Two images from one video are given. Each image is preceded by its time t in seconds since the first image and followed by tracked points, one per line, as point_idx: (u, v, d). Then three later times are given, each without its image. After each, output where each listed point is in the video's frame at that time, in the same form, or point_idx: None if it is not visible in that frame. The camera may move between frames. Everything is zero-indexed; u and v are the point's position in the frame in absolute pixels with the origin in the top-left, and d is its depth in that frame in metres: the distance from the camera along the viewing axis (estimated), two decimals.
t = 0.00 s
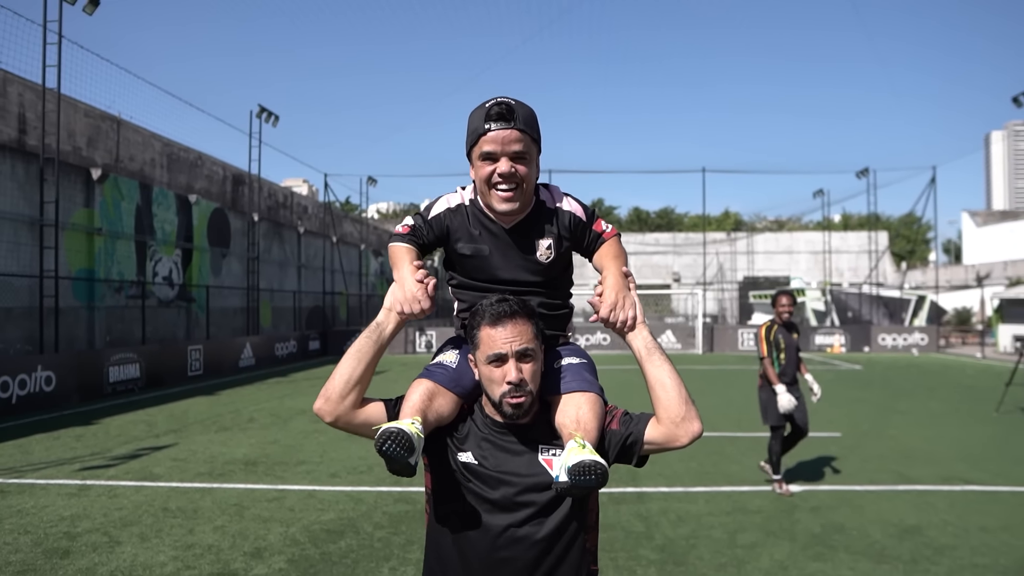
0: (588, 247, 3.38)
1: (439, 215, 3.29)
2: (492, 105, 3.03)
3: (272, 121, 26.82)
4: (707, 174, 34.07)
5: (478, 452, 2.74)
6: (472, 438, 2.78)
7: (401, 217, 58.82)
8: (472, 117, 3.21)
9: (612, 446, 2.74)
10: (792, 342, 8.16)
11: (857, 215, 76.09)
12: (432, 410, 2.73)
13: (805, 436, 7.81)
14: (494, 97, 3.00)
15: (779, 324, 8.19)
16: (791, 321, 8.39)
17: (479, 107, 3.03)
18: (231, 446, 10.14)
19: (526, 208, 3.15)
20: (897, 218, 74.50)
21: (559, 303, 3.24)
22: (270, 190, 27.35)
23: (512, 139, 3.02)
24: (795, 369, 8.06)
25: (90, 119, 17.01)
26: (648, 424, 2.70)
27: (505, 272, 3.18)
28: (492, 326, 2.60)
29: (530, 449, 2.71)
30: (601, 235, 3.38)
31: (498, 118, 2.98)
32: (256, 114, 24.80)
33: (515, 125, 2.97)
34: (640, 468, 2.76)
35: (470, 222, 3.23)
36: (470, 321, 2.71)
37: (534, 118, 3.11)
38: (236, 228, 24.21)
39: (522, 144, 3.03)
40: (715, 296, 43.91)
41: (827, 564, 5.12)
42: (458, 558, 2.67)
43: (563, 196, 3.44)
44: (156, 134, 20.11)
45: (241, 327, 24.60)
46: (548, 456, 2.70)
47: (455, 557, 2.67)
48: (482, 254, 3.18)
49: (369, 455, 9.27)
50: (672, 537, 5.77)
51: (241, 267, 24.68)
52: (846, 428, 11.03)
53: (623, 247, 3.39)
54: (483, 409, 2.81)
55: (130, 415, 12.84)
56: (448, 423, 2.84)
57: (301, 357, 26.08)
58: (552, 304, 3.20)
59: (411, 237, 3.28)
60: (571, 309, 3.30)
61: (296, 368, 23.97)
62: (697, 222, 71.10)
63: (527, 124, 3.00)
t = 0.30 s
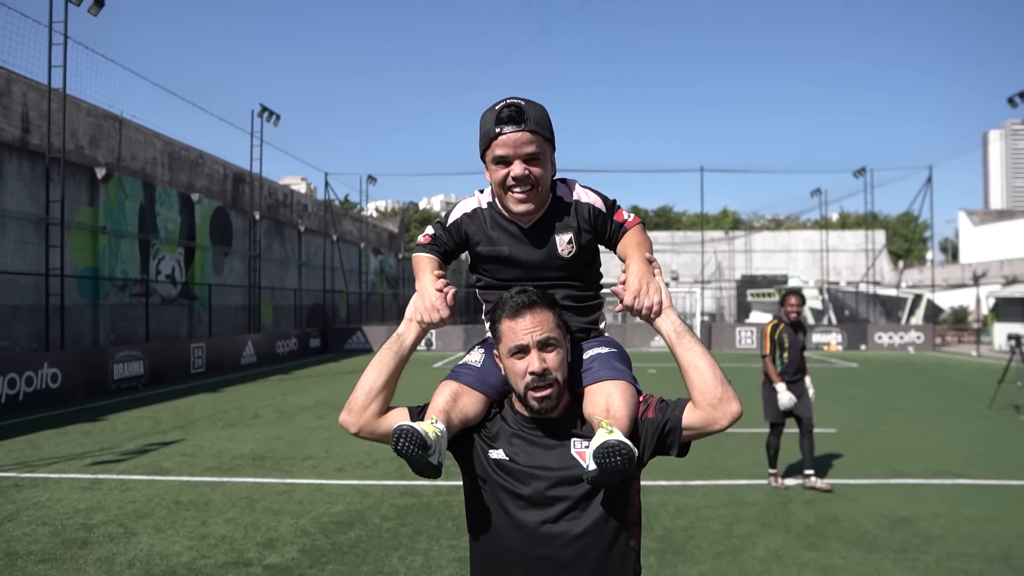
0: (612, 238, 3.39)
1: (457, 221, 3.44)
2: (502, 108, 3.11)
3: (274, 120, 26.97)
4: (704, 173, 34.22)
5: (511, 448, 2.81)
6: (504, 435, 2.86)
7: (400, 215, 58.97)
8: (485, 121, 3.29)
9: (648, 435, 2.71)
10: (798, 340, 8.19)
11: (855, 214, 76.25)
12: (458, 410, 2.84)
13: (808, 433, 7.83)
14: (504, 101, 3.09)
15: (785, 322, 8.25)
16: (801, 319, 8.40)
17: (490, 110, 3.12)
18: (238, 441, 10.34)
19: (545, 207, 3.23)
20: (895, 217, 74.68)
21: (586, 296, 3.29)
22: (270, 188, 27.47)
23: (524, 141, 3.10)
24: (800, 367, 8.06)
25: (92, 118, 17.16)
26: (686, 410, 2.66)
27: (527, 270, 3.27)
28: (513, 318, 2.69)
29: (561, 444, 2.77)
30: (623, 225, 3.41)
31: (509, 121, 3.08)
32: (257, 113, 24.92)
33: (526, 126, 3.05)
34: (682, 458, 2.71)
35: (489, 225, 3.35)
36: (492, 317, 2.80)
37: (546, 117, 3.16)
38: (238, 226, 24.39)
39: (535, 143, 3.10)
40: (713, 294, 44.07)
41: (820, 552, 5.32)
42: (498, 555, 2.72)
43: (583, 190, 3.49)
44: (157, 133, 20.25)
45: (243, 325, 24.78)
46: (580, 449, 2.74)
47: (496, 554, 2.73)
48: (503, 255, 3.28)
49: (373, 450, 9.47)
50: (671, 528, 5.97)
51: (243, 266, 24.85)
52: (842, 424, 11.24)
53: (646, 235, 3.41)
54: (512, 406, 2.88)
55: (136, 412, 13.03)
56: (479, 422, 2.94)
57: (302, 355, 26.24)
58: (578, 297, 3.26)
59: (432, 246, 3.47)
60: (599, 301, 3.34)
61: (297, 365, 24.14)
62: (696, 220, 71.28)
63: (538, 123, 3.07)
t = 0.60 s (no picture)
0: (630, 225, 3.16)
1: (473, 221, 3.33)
2: (504, 102, 2.89)
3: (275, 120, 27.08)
4: (702, 172, 34.38)
5: (530, 446, 2.64)
6: (523, 432, 2.69)
7: (399, 214, 59.17)
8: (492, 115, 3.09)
9: (663, 430, 2.52)
10: (812, 340, 8.23)
11: (852, 213, 76.48)
12: (476, 408, 2.72)
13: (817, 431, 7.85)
14: (504, 95, 2.86)
15: (799, 322, 8.34)
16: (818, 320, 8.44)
17: (492, 106, 2.90)
18: (245, 437, 10.49)
19: (558, 198, 3.04)
20: (892, 215, 74.89)
21: (610, 286, 3.06)
22: (269, 186, 27.54)
23: (530, 134, 2.87)
24: (813, 366, 8.08)
25: (94, 117, 17.29)
26: (699, 397, 2.48)
27: (543, 263, 3.09)
28: (527, 318, 2.50)
29: (582, 442, 2.59)
30: (640, 210, 3.18)
31: (511, 116, 2.86)
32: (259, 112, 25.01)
33: (529, 119, 2.81)
34: (703, 448, 2.52)
35: (504, 221, 3.20)
36: (505, 316, 2.62)
37: (551, 105, 2.91)
38: (239, 225, 24.54)
39: (541, 135, 2.88)
40: (711, 293, 44.25)
41: (818, 544, 5.49)
42: (518, 554, 2.58)
43: (600, 176, 3.26)
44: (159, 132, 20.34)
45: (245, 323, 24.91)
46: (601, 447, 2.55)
47: (516, 553, 2.59)
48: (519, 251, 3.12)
49: (379, 447, 9.61)
50: (673, 522, 6.12)
51: (245, 264, 24.99)
52: (840, 421, 11.42)
53: (665, 218, 3.16)
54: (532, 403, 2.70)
55: (142, 409, 13.17)
56: (499, 418, 2.78)
57: (303, 353, 26.37)
58: (601, 288, 3.04)
59: (453, 249, 3.39)
60: (625, 291, 3.10)
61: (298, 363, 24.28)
62: (694, 219, 71.51)
63: (542, 114, 2.84)
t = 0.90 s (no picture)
0: (623, 236, 3.11)
1: (466, 221, 3.30)
2: (503, 102, 2.87)
3: (274, 120, 27.18)
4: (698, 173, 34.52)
5: (514, 454, 2.69)
6: (508, 440, 2.73)
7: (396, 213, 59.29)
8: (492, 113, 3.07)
9: (645, 450, 2.55)
10: (819, 336, 8.40)
11: (847, 214, 76.73)
12: (463, 415, 2.75)
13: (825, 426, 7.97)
14: (505, 93, 2.85)
15: (806, 319, 8.52)
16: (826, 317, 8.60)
17: (492, 104, 2.89)
18: (250, 434, 10.63)
19: (553, 202, 3.02)
20: (887, 215, 75.13)
21: (599, 295, 3.07)
22: (269, 186, 27.64)
23: (527, 135, 2.85)
24: (820, 362, 8.23)
25: (94, 116, 17.37)
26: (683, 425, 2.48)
27: (534, 269, 3.09)
28: (515, 325, 2.51)
29: (565, 453, 2.63)
30: (637, 222, 3.10)
31: (509, 115, 2.84)
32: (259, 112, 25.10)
33: (528, 120, 2.80)
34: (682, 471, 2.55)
35: (497, 223, 3.18)
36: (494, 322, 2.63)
37: (552, 108, 2.90)
38: (239, 224, 24.66)
39: (540, 137, 2.86)
40: (708, 292, 44.41)
41: (816, 535, 5.66)
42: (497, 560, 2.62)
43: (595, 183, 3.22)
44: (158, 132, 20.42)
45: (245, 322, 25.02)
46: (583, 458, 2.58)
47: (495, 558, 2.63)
48: (510, 255, 3.11)
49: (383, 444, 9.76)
50: (675, 515, 6.28)
51: (245, 264, 25.11)
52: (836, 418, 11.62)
53: (665, 234, 3.03)
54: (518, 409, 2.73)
55: (147, 407, 13.29)
56: (486, 425, 2.82)
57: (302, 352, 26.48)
58: (590, 297, 3.04)
59: (444, 249, 3.35)
60: (614, 300, 3.11)
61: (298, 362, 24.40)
62: (690, 219, 71.70)
63: (540, 116, 2.82)
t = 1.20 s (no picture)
0: (616, 232, 3.14)
1: (458, 197, 3.23)
2: (512, 81, 2.82)
3: (274, 120, 27.27)
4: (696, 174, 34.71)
5: (493, 438, 2.72)
6: (487, 423, 2.76)
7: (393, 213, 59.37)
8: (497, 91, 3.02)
9: (639, 447, 2.64)
10: (821, 334, 8.57)
11: (842, 214, 77.03)
12: (440, 401, 2.77)
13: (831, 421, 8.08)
14: (515, 73, 2.80)
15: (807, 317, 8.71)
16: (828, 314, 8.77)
17: (499, 81, 2.84)
18: (256, 431, 10.77)
19: (549, 189, 3.00)
20: (882, 216, 75.48)
21: (585, 287, 3.08)
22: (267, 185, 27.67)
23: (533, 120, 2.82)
24: (822, 359, 8.40)
25: (94, 117, 17.44)
26: (684, 424, 2.61)
27: (523, 255, 3.08)
28: (500, 315, 2.52)
29: (543, 440, 2.67)
30: (633, 219, 3.13)
31: (517, 97, 2.80)
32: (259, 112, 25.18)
33: (536, 105, 2.76)
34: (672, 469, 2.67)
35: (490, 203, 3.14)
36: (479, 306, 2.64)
37: (561, 94, 2.88)
38: (239, 224, 24.77)
39: (545, 124, 2.84)
40: (704, 292, 44.64)
41: (815, 527, 5.82)
42: (469, 539, 2.67)
43: (594, 172, 3.21)
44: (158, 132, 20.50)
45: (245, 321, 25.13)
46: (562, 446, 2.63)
47: (467, 538, 2.68)
48: (500, 237, 3.08)
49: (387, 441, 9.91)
50: (676, 508, 6.43)
51: (244, 263, 25.21)
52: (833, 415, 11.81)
53: (657, 231, 3.13)
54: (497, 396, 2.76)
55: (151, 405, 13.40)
56: (465, 407, 2.85)
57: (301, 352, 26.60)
58: (576, 288, 3.06)
59: (432, 222, 3.26)
60: (599, 293, 3.13)
61: (298, 361, 24.53)
62: (686, 219, 71.87)
63: (549, 103, 2.79)
